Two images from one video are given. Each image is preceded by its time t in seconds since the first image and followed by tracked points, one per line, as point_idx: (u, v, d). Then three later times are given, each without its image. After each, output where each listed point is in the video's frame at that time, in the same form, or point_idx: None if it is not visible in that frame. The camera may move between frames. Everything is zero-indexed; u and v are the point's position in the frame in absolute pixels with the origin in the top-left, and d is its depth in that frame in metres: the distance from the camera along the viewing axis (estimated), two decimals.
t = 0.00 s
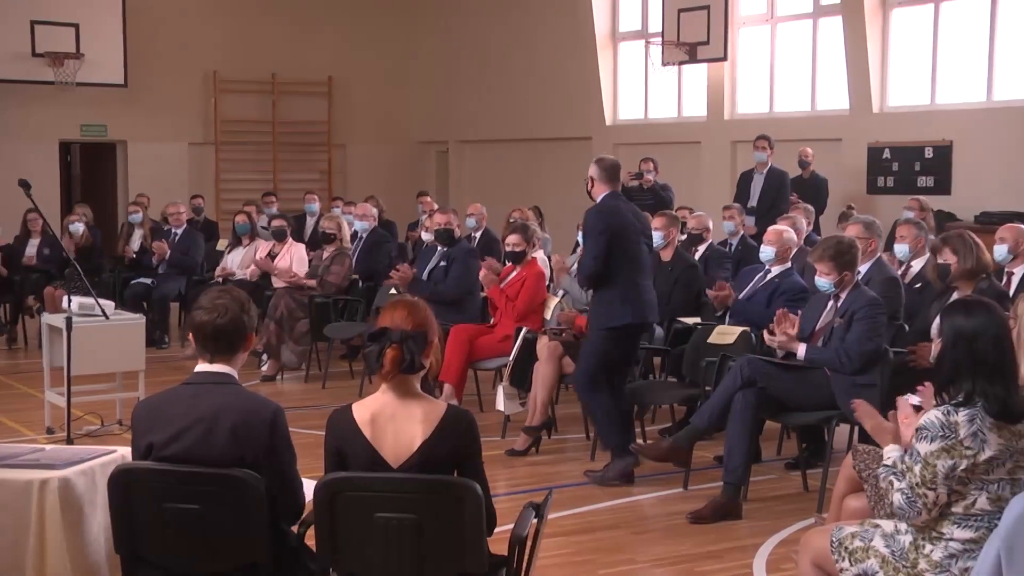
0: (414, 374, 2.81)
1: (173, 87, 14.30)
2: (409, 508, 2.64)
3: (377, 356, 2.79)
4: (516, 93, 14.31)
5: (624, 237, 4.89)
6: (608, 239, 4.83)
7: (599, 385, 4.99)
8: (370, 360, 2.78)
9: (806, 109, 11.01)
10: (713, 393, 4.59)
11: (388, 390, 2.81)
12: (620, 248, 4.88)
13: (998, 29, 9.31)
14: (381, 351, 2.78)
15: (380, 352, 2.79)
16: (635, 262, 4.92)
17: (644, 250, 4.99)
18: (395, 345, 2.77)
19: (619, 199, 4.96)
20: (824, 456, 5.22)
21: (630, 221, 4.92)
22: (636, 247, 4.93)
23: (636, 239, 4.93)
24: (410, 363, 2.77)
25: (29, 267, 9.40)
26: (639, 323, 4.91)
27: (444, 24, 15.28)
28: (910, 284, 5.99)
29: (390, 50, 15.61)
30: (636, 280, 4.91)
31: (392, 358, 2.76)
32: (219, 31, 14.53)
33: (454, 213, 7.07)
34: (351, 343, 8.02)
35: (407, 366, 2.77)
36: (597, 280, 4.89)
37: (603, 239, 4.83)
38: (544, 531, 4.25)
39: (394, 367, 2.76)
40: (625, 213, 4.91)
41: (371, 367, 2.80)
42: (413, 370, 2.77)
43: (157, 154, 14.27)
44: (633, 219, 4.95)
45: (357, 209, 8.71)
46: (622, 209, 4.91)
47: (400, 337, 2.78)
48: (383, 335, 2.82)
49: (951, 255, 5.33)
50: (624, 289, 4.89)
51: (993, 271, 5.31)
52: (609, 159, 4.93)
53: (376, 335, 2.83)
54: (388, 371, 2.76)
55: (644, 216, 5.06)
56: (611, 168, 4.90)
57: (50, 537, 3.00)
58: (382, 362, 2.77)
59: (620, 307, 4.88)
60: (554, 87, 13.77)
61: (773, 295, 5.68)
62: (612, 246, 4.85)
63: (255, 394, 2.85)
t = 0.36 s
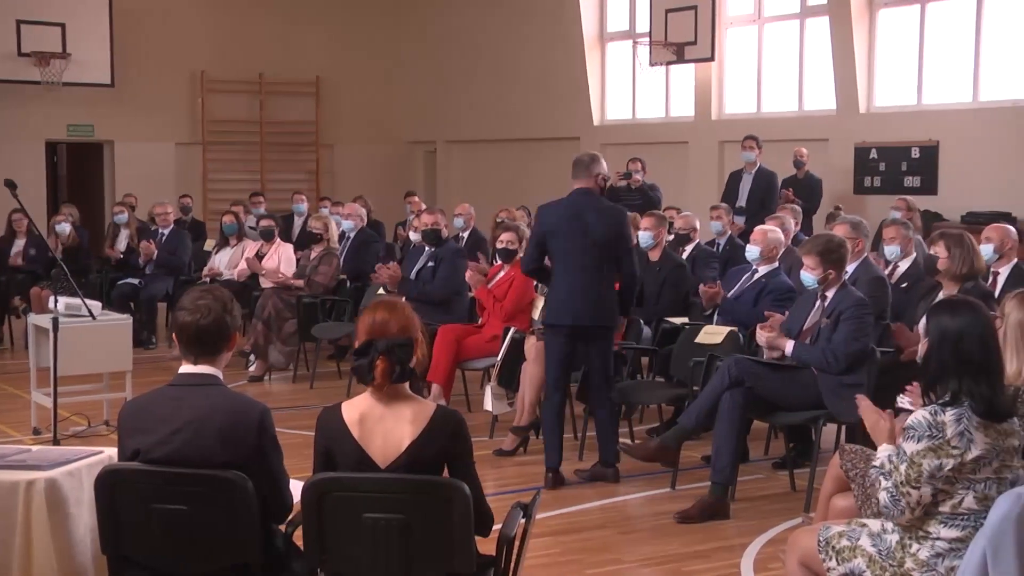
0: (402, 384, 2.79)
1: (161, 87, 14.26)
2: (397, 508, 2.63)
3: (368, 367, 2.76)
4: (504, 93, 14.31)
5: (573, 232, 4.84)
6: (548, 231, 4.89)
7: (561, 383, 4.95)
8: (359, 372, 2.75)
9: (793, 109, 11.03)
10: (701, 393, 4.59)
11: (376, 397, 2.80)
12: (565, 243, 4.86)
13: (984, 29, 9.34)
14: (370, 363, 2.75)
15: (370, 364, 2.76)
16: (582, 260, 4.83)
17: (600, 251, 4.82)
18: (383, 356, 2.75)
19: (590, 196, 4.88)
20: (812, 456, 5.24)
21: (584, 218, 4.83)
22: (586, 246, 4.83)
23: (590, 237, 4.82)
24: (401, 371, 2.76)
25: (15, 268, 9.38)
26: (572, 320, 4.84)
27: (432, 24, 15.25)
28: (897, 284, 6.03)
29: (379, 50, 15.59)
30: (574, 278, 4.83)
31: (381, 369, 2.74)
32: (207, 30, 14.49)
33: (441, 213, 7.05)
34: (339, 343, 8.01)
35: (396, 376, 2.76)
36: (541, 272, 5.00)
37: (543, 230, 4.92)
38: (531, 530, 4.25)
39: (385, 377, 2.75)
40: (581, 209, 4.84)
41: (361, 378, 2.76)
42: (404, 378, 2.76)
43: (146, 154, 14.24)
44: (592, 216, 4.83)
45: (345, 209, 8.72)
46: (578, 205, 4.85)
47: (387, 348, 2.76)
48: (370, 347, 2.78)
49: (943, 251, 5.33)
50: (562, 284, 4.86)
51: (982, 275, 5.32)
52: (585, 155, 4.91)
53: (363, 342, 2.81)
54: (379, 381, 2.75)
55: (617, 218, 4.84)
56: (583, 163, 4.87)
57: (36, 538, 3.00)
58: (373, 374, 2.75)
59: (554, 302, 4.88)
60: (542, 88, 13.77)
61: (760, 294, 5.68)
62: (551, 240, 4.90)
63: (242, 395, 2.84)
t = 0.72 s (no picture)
0: (389, 387, 2.78)
1: (145, 87, 14.21)
2: (383, 509, 2.63)
3: (352, 371, 2.74)
4: (491, 93, 14.30)
5: (542, 232, 4.87)
6: (521, 231, 4.94)
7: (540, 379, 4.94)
8: (345, 376, 2.74)
9: (778, 109, 11.06)
10: (687, 393, 4.60)
11: (361, 401, 2.79)
12: (535, 242, 4.89)
13: (967, 30, 9.37)
14: (355, 368, 2.74)
15: (354, 368, 2.75)
16: (549, 258, 4.84)
17: (565, 251, 4.81)
18: (369, 359, 2.74)
19: (563, 197, 4.88)
20: (797, 455, 5.26)
21: (553, 217, 4.85)
22: (552, 246, 4.84)
23: (557, 236, 4.83)
24: (386, 375, 2.75)
25: None
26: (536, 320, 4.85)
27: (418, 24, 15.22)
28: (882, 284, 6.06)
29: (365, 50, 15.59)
30: (539, 276, 4.85)
31: (367, 374, 2.73)
32: (193, 30, 14.44)
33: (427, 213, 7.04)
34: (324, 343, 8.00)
35: (382, 379, 2.75)
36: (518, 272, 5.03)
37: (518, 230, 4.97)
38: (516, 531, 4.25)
39: (370, 382, 2.74)
40: (551, 210, 4.87)
41: (346, 382, 2.75)
42: (389, 382, 2.76)
43: (132, 154, 14.19)
44: (560, 216, 4.84)
45: (330, 209, 8.71)
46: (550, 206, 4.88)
47: (372, 352, 2.74)
48: (355, 351, 2.76)
49: (931, 250, 5.34)
50: (531, 282, 4.90)
51: (968, 276, 5.34)
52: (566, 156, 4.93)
53: (348, 347, 2.80)
54: (365, 386, 2.74)
55: (585, 218, 4.81)
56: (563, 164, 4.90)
57: (20, 539, 2.98)
58: (358, 378, 2.74)
59: (523, 300, 4.91)
60: (528, 89, 13.77)
61: (745, 294, 5.69)
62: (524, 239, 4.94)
63: (226, 393, 2.84)
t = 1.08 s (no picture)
0: (372, 388, 2.78)
1: (131, 87, 14.16)
2: (369, 509, 2.62)
3: (335, 372, 2.74)
4: (477, 93, 14.30)
5: (538, 234, 4.85)
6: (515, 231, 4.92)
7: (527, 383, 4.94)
8: (328, 377, 2.74)
9: (765, 109, 11.08)
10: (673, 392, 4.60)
11: (344, 402, 2.79)
12: (530, 243, 4.87)
13: (952, 31, 9.40)
14: (337, 369, 2.74)
15: (337, 368, 2.75)
16: (546, 259, 4.83)
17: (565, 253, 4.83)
18: (352, 361, 2.74)
19: (555, 199, 4.89)
20: (783, 455, 5.28)
21: (549, 219, 4.84)
22: (550, 248, 4.83)
23: (554, 238, 4.83)
24: (369, 376, 2.75)
25: None
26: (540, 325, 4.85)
27: (405, 24, 15.20)
28: (868, 284, 6.08)
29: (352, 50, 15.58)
30: (538, 276, 4.83)
31: (349, 375, 2.73)
32: (179, 30, 14.40)
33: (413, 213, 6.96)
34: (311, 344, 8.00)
35: (365, 380, 2.75)
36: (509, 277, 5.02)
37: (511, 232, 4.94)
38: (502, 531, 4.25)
39: (353, 382, 2.74)
40: (546, 213, 4.86)
41: (328, 383, 2.75)
42: (372, 383, 2.75)
43: (117, 155, 14.13)
44: (556, 218, 4.84)
45: (317, 209, 8.70)
46: (544, 209, 4.86)
47: (355, 353, 2.74)
48: (339, 352, 2.76)
49: (918, 251, 5.36)
50: (527, 283, 4.88)
51: (955, 277, 5.36)
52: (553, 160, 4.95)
53: (332, 347, 2.79)
54: (348, 387, 2.74)
55: (582, 219, 4.85)
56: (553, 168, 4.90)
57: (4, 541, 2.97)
58: (341, 379, 2.74)
59: (520, 301, 4.89)
60: (514, 89, 13.77)
61: (731, 294, 5.71)
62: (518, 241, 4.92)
63: (213, 392, 2.83)
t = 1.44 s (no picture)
0: (357, 388, 2.78)
1: (114, 87, 14.12)
2: (353, 510, 2.62)
3: (319, 373, 2.74)
4: (462, 93, 14.29)
5: (557, 241, 4.94)
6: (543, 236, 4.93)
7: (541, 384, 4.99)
8: (312, 377, 2.74)
9: (748, 109, 11.11)
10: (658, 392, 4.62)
11: (328, 402, 2.78)
12: (553, 250, 4.93)
13: (933, 32, 9.43)
14: (322, 369, 2.73)
15: (321, 369, 2.74)
16: (573, 261, 4.94)
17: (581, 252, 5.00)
18: (336, 361, 2.73)
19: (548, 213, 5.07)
20: (766, 454, 5.28)
21: (561, 227, 4.98)
22: (572, 250, 4.96)
23: (570, 241, 4.97)
24: (354, 377, 2.75)
25: None
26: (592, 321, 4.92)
27: (389, 23, 15.19)
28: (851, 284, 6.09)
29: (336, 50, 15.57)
30: (574, 276, 4.92)
31: (334, 375, 2.73)
32: (162, 29, 14.36)
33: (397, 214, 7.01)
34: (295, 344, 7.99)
35: (350, 380, 2.75)
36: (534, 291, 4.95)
37: (539, 236, 4.93)
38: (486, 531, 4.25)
39: (338, 382, 2.74)
40: (554, 222, 4.99)
41: (312, 383, 2.75)
42: (357, 384, 2.75)
43: (99, 155, 14.08)
44: (563, 224, 5.02)
45: (300, 209, 8.69)
46: (550, 220, 4.99)
47: (340, 354, 2.74)
48: (323, 352, 2.76)
49: (900, 251, 5.37)
50: (560, 284, 4.91)
51: (937, 276, 5.37)
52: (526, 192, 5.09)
53: (316, 348, 2.79)
54: (332, 387, 2.74)
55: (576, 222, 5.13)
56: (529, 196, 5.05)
57: None
58: (325, 379, 2.74)
59: (565, 305, 4.90)
60: (498, 89, 13.76)
61: (715, 294, 5.71)
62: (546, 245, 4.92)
63: (195, 391, 2.82)
